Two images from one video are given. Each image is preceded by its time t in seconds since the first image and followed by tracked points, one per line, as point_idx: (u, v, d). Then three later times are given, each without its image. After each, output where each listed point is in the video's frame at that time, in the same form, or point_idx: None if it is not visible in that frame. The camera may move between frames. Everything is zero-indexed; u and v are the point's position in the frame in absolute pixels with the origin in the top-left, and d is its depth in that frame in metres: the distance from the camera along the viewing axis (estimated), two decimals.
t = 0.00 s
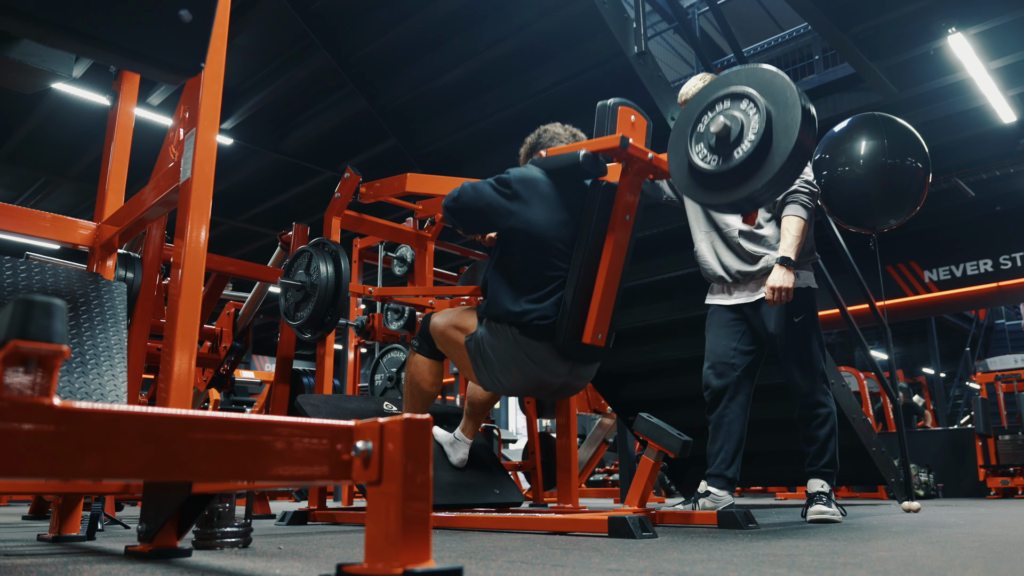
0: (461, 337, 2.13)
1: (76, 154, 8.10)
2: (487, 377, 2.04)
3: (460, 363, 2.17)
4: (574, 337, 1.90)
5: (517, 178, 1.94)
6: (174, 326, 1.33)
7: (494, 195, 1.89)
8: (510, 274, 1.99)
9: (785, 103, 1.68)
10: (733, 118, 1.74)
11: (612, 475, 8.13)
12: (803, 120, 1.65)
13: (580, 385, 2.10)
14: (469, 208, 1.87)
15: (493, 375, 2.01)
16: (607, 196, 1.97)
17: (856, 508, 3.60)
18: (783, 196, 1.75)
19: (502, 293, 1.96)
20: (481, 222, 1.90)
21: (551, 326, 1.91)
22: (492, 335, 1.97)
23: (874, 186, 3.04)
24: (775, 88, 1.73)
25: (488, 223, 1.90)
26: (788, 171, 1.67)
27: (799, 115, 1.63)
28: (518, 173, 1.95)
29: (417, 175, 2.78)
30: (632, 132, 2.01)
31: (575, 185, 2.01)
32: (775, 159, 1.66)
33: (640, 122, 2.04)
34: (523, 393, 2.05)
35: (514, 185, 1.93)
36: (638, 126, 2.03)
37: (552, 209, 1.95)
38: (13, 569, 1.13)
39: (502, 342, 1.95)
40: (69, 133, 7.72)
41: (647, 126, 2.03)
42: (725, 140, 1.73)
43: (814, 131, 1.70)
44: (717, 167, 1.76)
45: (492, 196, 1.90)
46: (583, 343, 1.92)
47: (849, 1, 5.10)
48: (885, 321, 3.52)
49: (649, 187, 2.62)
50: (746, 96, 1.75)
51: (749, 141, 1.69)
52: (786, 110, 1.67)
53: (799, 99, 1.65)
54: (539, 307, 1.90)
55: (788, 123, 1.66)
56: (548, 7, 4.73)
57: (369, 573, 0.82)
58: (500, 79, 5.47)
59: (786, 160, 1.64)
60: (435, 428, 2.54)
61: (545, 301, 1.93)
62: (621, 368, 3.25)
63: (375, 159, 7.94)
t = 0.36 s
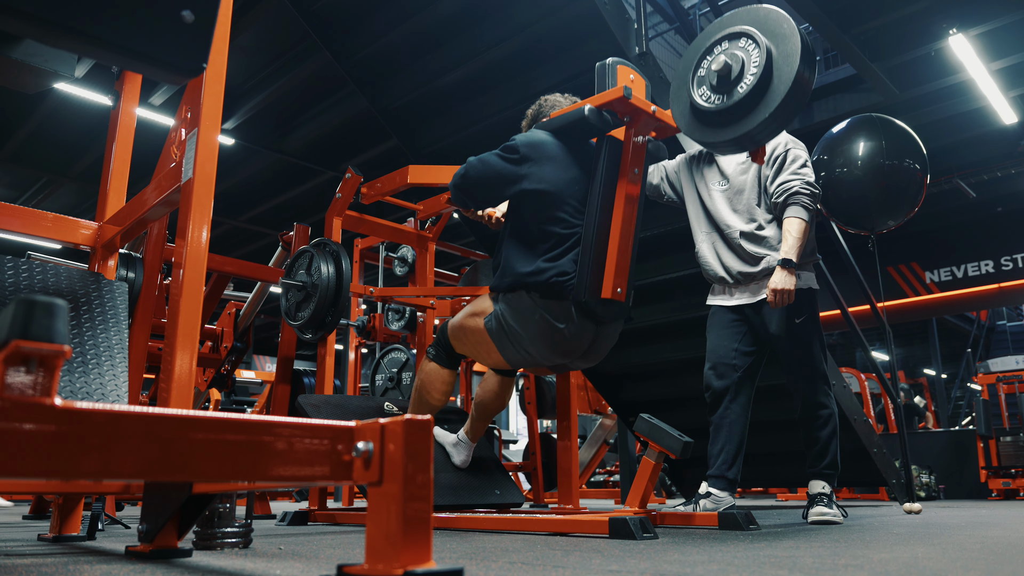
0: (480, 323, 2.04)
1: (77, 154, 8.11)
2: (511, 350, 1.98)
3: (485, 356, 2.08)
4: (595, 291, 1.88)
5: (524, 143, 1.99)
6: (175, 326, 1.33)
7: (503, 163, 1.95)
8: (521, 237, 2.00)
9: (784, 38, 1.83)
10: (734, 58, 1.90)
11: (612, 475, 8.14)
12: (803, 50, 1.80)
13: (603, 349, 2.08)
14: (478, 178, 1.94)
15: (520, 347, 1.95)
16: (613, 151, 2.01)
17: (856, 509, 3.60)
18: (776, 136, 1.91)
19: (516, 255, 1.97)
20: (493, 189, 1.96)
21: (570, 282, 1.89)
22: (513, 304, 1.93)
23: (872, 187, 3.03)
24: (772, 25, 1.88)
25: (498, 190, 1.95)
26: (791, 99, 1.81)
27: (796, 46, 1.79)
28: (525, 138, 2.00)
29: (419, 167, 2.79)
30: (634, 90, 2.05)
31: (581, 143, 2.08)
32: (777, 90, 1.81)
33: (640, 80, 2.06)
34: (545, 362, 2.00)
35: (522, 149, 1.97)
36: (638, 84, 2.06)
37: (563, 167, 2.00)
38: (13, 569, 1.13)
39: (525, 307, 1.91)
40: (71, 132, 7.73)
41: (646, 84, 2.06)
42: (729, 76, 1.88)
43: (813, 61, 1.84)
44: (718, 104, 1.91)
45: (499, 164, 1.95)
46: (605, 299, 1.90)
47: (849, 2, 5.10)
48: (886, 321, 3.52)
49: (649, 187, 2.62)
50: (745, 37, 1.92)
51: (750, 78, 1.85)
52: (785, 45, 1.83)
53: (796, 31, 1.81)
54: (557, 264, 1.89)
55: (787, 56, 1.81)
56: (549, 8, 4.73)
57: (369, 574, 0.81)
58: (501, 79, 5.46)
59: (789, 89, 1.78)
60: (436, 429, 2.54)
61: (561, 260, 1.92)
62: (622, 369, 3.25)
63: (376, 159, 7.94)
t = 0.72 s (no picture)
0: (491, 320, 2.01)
1: (77, 155, 8.11)
2: (525, 338, 1.94)
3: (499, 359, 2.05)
4: (603, 265, 1.87)
5: (527, 126, 2.00)
6: (175, 327, 1.33)
7: (507, 146, 1.97)
8: (525, 218, 2.01)
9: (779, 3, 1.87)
10: (732, 28, 1.92)
11: (612, 477, 8.13)
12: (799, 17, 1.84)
13: (614, 328, 2.07)
14: (483, 162, 1.97)
15: (533, 333, 1.92)
16: (615, 129, 2.05)
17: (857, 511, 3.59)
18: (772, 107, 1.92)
19: (521, 238, 1.97)
20: (499, 172, 1.98)
21: (577, 259, 1.87)
22: (523, 290, 1.91)
23: (871, 188, 3.02)
24: None
25: (503, 173, 1.97)
26: (789, 65, 1.82)
27: (792, 11, 1.83)
28: (528, 121, 2.01)
29: (419, 165, 2.79)
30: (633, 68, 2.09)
31: (585, 125, 2.09)
32: (774, 56, 1.83)
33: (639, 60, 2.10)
34: (561, 345, 1.96)
35: (526, 131, 1.99)
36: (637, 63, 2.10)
37: (567, 146, 2.00)
38: (15, 570, 1.13)
39: (536, 291, 1.89)
40: (72, 133, 7.73)
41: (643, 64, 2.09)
42: (728, 44, 1.90)
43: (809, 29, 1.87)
44: (716, 73, 1.92)
45: (503, 147, 1.98)
46: (613, 275, 1.90)
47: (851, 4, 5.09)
48: (886, 323, 3.52)
49: (650, 188, 2.63)
50: (740, 8, 1.95)
51: (747, 46, 1.87)
52: (780, 12, 1.86)
53: None
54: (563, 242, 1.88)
55: (783, 22, 1.84)
56: (550, 10, 4.73)
57: None
58: (501, 80, 5.47)
59: (786, 54, 1.80)
60: (437, 430, 2.54)
61: (568, 238, 1.91)
62: (622, 370, 3.24)
63: (377, 161, 7.95)
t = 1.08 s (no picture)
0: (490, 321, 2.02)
1: (77, 156, 8.12)
2: (523, 343, 1.94)
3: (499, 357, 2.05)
4: (603, 273, 1.88)
5: (527, 132, 1.99)
6: (175, 328, 1.33)
7: (507, 152, 1.95)
8: (525, 225, 2.01)
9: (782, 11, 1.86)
10: (734, 36, 1.91)
11: (612, 477, 8.14)
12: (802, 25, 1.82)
13: (614, 334, 2.07)
14: (483, 169, 1.94)
15: (531, 338, 1.92)
16: (616, 136, 2.06)
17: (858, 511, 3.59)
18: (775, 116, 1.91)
19: (521, 247, 1.97)
20: (499, 179, 1.95)
21: (577, 266, 1.88)
22: (521, 296, 1.91)
23: (871, 188, 3.02)
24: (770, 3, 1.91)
25: (504, 179, 1.95)
26: (791, 74, 1.81)
27: (795, 19, 1.81)
28: (528, 127, 2.00)
29: (420, 166, 2.79)
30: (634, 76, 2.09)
31: (584, 129, 2.09)
32: (776, 66, 1.82)
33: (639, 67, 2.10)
34: (559, 351, 1.97)
35: (526, 137, 1.97)
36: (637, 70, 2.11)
37: (567, 153, 2.00)
38: (15, 570, 1.13)
39: (534, 297, 1.89)
40: (72, 134, 7.74)
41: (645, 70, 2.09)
42: (729, 54, 1.89)
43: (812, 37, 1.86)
44: (718, 82, 1.92)
45: (503, 153, 1.95)
46: (613, 283, 1.91)
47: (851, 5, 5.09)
48: (886, 324, 3.51)
49: (650, 188, 2.63)
50: (743, 16, 1.94)
51: (750, 55, 1.86)
52: (783, 20, 1.85)
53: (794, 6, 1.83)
54: (563, 249, 1.88)
55: (786, 31, 1.82)
56: (551, 10, 4.73)
57: None
58: (501, 81, 5.46)
59: (788, 64, 1.79)
60: (437, 431, 2.54)
61: (568, 245, 1.92)
62: (622, 371, 3.24)
63: (377, 161, 7.95)
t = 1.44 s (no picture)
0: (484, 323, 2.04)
1: (77, 154, 8.12)
2: (516, 347, 1.98)
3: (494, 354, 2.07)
4: (599, 285, 1.88)
5: (527, 140, 1.99)
6: (175, 327, 1.33)
7: (506, 160, 1.95)
8: (524, 233, 2.00)
9: (784, 25, 1.85)
10: (735, 49, 1.90)
11: (613, 476, 8.16)
12: (804, 40, 1.81)
13: (612, 343, 2.07)
14: (482, 176, 1.96)
15: (523, 343, 1.96)
16: (615, 144, 2.03)
17: (858, 509, 3.59)
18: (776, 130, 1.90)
19: (517, 256, 1.97)
20: (499, 187, 1.97)
21: (574, 276, 1.89)
22: (516, 304, 1.93)
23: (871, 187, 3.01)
24: (771, 16, 1.90)
25: (505, 186, 1.97)
26: (792, 90, 1.81)
27: (797, 34, 1.80)
28: (528, 135, 2.00)
29: (419, 166, 2.79)
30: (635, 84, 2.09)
31: (584, 138, 2.08)
32: (777, 80, 1.81)
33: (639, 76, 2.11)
34: (552, 357, 2.00)
35: (526, 145, 1.97)
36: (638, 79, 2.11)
37: (567, 162, 2.00)
38: (15, 569, 1.13)
39: (529, 305, 1.90)
40: (72, 133, 7.74)
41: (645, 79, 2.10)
42: (731, 67, 1.89)
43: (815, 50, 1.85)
44: (719, 95, 1.91)
45: (503, 161, 1.96)
46: (609, 293, 1.89)
47: (851, 3, 5.09)
48: (886, 322, 3.51)
49: (650, 187, 2.62)
50: (744, 28, 1.93)
51: (751, 69, 1.85)
52: (784, 34, 1.85)
53: (797, 20, 1.83)
54: (559, 259, 1.88)
55: (788, 45, 1.82)
56: (550, 9, 4.73)
57: (370, 575, 0.81)
58: (501, 80, 5.47)
59: (789, 80, 1.79)
60: (437, 430, 2.54)
61: (565, 255, 1.92)
62: (622, 369, 3.24)
63: (377, 160, 7.95)
